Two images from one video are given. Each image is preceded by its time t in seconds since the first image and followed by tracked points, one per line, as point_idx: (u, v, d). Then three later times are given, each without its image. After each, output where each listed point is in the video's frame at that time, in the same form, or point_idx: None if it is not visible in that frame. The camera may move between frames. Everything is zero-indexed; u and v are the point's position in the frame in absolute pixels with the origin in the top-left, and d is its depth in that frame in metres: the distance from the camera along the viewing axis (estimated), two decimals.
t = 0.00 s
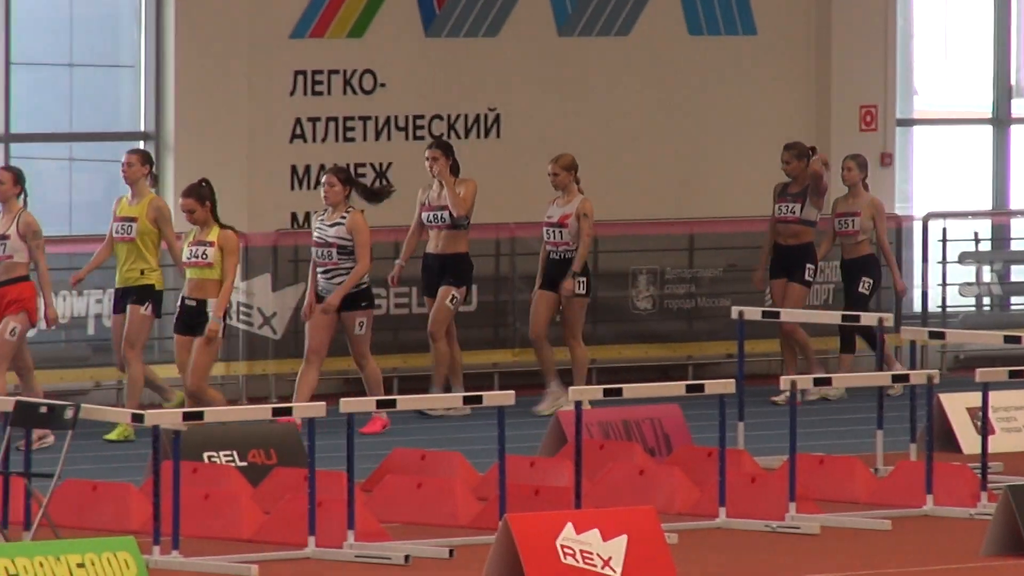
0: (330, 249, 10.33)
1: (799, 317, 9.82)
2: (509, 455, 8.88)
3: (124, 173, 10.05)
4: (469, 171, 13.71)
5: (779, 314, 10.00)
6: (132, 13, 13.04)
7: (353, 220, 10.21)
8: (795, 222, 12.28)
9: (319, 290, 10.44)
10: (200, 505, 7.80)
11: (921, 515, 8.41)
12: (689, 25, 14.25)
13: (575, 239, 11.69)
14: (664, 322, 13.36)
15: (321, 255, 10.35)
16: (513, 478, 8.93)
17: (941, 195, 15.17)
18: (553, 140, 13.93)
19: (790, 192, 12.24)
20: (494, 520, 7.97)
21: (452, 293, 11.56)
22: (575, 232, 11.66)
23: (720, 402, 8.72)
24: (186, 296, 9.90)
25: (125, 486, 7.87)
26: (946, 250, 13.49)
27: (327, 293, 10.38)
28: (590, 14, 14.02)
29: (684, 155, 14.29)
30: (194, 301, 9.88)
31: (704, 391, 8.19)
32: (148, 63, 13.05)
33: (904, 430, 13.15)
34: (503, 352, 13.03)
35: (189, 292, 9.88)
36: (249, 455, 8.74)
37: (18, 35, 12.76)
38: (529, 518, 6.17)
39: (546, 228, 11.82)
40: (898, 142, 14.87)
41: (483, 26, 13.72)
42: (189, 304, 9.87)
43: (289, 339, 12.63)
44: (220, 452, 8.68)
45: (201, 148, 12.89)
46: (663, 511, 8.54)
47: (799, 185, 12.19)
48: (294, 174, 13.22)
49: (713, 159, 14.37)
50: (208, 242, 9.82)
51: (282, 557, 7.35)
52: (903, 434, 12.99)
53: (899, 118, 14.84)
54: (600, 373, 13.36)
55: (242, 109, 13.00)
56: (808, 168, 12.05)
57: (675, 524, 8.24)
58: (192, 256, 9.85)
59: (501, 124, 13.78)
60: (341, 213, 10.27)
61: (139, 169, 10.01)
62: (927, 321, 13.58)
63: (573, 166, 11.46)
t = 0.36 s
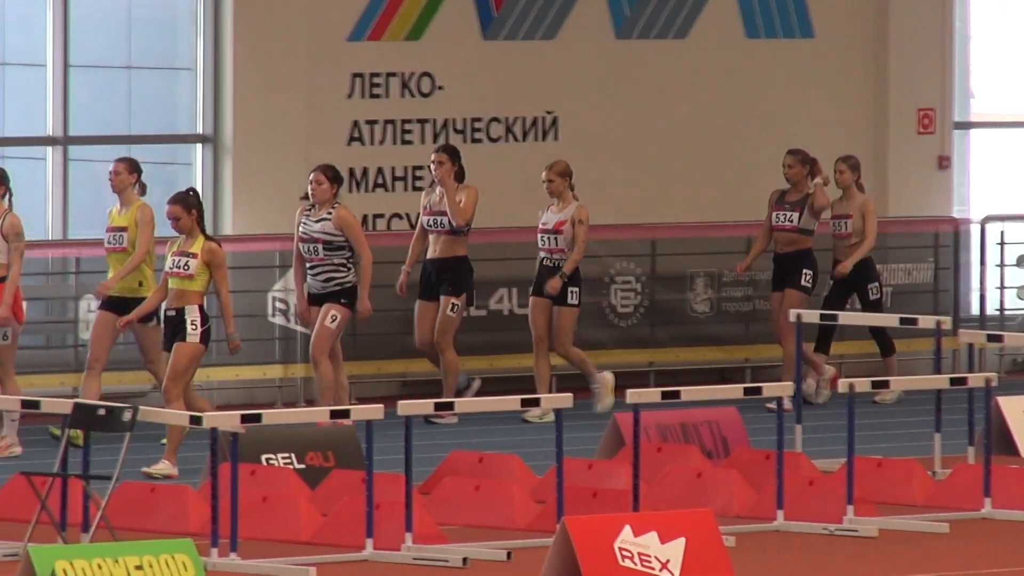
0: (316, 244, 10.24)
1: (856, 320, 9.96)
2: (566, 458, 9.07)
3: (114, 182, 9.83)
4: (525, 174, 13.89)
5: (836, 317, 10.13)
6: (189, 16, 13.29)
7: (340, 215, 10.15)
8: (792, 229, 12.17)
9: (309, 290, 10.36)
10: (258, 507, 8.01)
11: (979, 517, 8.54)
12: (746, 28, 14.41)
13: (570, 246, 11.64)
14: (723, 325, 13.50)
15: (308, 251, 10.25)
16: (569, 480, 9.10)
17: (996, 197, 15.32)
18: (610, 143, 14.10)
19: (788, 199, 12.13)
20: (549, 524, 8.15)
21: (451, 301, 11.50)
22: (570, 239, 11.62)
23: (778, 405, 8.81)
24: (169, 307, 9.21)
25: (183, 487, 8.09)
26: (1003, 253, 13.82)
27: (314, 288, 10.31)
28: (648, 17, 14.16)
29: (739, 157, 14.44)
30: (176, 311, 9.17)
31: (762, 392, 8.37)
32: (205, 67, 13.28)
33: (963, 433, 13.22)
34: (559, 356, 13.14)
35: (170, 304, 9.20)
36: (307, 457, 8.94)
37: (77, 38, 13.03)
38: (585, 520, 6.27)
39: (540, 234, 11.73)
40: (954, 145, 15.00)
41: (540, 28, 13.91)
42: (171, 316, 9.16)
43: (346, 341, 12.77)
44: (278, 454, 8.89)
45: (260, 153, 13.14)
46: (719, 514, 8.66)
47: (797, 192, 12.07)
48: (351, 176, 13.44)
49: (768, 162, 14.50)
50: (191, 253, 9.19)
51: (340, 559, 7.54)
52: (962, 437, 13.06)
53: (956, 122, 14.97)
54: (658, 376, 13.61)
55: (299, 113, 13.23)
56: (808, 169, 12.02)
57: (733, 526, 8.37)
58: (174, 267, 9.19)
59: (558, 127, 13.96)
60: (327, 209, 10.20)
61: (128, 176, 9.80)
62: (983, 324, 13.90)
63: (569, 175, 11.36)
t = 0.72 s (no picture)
0: (304, 251, 10.19)
1: (913, 322, 10.15)
2: (623, 463, 9.30)
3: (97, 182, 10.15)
4: (580, 177, 14.13)
5: (893, 320, 10.32)
6: (244, 19, 13.52)
7: (330, 224, 10.08)
8: (787, 239, 12.11)
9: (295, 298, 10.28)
10: (315, 510, 8.25)
11: None
12: (803, 32, 14.66)
13: (570, 254, 11.75)
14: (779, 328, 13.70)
15: (296, 258, 10.21)
16: (626, 484, 9.35)
17: None
18: (665, 146, 14.34)
19: (782, 209, 12.09)
20: (607, 526, 8.39)
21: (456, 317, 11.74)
22: (569, 248, 11.75)
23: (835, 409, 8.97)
24: (151, 313, 9.42)
25: (237, 491, 8.31)
26: None
27: (301, 293, 10.24)
28: (703, 20, 14.42)
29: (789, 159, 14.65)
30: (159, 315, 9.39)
31: (817, 396, 8.57)
32: (261, 69, 13.57)
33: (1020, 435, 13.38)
34: (613, 359, 13.43)
35: (152, 308, 9.42)
36: (363, 461, 9.14)
37: (133, 41, 13.21)
38: (641, 525, 6.44)
39: (539, 245, 11.86)
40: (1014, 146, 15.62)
41: (596, 32, 14.15)
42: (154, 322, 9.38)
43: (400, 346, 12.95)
44: (334, 457, 9.08)
45: (319, 159, 13.41)
46: (777, 517, 8.82)
47: (791, 201, 12.01)
48: (407, 180, 13.66)
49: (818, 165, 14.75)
50: (172, 257, 9.44)
51: (396, 563, 7.80)
52: (1019, 440, 13.21)
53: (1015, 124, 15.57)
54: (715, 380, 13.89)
55: (356, 117, 13.47)
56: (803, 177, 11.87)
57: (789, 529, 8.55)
58: (157, 271, 9.46)
59: (614, 130, 14.21)
60: (317, 216, 10.12)
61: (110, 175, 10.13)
62: None
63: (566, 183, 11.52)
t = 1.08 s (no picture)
0: (277, 263, 10.02)
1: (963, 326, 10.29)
2: (672, 466, 9.52)
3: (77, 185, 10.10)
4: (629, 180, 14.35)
5: (942, 323, 10.45)
6: (293, 21, 13.79)
7: (305, 234, 9.94)
8: (775, 240, 11.73)
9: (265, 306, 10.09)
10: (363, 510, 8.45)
11: None
12: (852, 35, 14.86)
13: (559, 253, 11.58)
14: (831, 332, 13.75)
15: (270, 270, 10.04)
16: (675, 487, 9.56)
17: None
18: (713, 150, 14.53)
19: (768, 210, 11.70)
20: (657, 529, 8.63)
21: (433, 313, 11.32)
22: (558, 248, 11.56)
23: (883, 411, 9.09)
24: (121, 312, 9.58)
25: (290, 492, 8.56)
26: None
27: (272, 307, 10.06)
28: (752, 23, 14.62)
29: (835, 162, 14.84)
30: (129, 316, 9.54)
31: (867, 399, 8.73)
32: (309, 71, 13.83)
33: None
34: (662, 362, 13.61)
35: (122, 309, 9.57)
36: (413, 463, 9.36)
37: (182, 44, 13.52)
38: (691, 528, 6.62)
39: (530, 244, 11.71)
40: None
41: (645, 34, 14.38)
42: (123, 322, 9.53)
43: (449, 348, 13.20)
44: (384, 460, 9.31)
45: (369, 163, 13.61)
46: (826, 519, 9.03)
47: (776, 202, 11.63)
48: (456, 183, 13.89)
49: (864, 167, 14.93)
50: (141, 257, 9.48)
51: (448, 565, 8.03)
52: None
53: None
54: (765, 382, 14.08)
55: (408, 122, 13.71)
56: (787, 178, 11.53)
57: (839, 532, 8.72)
58: (126, 271, 9.52)
59: (663, 133, 14.41)
60: (292, 227, 9.97)
61: (89, 179, 10.07)
62: None
63: (554, 181, 11.33)
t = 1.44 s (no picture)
0: (255, 265, 10.21)
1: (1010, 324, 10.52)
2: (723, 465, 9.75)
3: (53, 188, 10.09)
4: (676, 178, 14.60)
5: (990, 322, 10.66)
6: (343, 22, 14.09)
7: (285, 235, 10.14)
8: (761, 237, 12.02)
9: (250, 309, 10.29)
10: (412, 510, 8.43)
11: None
12: (899, 32, 15.10)
13: (546, 256, 11.54)
14: (878, 331, 13.94)
15: (247, 271, 10.23)
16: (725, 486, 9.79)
17: None
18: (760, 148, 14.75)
19: (754, 206, 11.99)
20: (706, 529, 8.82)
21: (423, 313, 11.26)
22: (544, 249, 11.52)
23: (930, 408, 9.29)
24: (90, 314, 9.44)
25: (335, 490, 8.52)
26: None
27: (250, 306, 10.30)
28: (800, 21, 14.85)
29: (881, 159, 15.06)
30: (98, 318, 9.40)
31: (916, 397, 8.95)
32: (357, 70, 14.10)
33: None
34: (709, 361, 13.92)
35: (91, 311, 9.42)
36: (460, 462, 9.33)
37: (229, 45, 13.85)
38: (748, 525, 6.84)
39: (513, 246, 11.66)
40: None
41: (694, 33, 14.62)
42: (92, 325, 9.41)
43: (498, 347, 13.44)
44: (431, 459, 9.32)
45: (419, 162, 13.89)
46: (875, 518, 9.21)
47: (763, 199, 11.92)
48: (504, 181, 14.13)
49: (909, 164, 15.14)
50: (112, 260, 9.33)
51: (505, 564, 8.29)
52: None
53: None
54: (811, 380, 14.30)
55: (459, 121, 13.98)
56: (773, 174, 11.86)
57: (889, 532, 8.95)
58: (97, 273, 9.37)
59: (710, 131, 14.64)
60: (271, 229, 10.13)
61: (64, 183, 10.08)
62: None
63: (540, 180, 11.32)
